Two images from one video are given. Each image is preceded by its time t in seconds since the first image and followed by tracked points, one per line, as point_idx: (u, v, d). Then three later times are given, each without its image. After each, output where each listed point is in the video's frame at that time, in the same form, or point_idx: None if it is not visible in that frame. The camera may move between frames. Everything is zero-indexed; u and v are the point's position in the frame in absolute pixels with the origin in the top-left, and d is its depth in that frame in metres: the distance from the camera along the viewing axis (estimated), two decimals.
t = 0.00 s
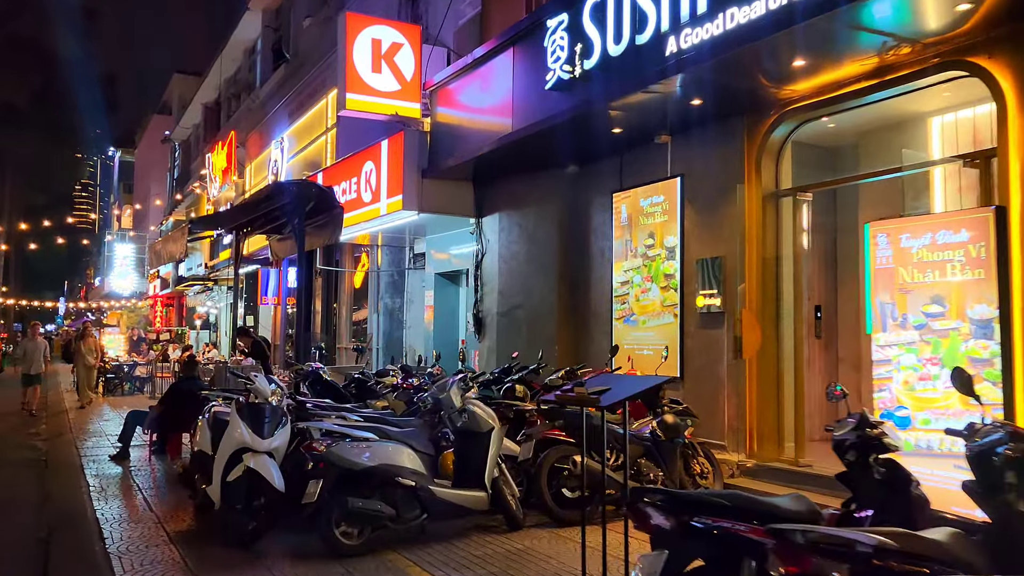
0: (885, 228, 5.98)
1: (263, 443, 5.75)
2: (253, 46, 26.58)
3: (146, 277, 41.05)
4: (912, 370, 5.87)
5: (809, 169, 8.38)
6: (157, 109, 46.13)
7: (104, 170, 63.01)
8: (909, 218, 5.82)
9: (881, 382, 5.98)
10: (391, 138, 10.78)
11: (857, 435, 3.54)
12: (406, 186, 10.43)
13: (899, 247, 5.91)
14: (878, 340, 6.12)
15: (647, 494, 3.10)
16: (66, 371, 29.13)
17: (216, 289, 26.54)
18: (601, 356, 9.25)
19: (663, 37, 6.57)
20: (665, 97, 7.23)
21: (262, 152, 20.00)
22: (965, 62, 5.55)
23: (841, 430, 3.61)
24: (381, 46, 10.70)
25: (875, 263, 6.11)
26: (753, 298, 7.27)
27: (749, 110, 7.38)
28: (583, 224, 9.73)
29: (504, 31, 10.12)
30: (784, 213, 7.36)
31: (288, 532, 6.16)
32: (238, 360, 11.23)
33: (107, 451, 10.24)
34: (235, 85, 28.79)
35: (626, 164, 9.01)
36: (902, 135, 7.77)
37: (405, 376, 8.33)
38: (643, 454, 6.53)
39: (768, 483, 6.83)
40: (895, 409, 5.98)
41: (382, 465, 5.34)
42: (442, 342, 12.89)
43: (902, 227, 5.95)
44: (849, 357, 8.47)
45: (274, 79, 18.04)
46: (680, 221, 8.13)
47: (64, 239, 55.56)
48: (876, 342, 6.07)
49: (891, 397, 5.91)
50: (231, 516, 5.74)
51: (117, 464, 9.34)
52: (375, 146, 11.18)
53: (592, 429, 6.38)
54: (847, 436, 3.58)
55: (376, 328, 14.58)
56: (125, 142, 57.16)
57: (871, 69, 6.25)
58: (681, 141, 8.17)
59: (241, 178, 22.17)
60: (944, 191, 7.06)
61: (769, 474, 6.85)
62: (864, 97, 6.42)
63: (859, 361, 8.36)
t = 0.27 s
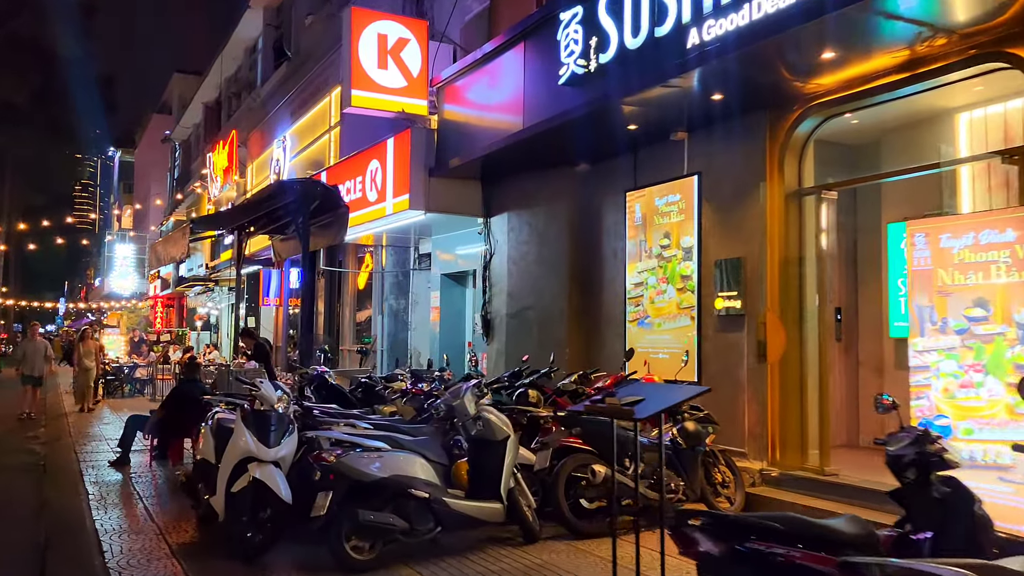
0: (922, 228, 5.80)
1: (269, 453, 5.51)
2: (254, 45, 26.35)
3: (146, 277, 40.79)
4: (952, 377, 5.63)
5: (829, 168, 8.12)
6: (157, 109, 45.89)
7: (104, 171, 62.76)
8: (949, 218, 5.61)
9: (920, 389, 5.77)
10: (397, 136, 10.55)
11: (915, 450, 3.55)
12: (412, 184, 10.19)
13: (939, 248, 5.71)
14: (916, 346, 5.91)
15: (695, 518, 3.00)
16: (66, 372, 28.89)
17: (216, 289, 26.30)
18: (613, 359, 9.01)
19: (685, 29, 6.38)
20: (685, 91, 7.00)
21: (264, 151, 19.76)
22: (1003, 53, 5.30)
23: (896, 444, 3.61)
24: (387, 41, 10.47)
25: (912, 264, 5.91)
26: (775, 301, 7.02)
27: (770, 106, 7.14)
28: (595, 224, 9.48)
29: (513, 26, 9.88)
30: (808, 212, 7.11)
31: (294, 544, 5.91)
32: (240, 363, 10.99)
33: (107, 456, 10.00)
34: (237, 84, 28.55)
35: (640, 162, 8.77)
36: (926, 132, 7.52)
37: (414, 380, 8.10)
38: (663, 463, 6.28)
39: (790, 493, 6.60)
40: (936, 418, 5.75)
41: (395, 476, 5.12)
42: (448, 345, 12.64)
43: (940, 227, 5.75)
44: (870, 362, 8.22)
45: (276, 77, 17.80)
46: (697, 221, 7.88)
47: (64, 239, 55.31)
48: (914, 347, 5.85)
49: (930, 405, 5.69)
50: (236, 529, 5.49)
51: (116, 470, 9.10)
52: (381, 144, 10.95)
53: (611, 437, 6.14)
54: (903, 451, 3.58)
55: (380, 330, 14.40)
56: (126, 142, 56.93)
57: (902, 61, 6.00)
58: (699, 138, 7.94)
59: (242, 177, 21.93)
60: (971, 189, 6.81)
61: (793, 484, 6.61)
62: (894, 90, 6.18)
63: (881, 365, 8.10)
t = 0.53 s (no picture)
0: (969, 218, 5.74)
1: (286, 452, 5.31)
2: (259, 41, 26.16)
3: (149, 276, 40.61)
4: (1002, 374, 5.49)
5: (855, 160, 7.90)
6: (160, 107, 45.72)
7: (107, 169, 62.60)
8: (998, 207, 5.55)
9: (967, 386, 5.61)
10: (409, 128, 10.35)
11: (988, 450, 3.51)
12: (425, 178, 9.98)
13: (988, 237, 5.64)
14: (961, 341, 5.77)
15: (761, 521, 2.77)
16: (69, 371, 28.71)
17: (221, 287, 26.11)
18: (632, 356, 8.79)
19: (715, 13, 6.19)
20: (711, 79, 6.81)
21: (269, 147, 19.56)
22: None
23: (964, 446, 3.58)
24: (399, 31, 10.28)
25: (958, 255, 5.84)
26: (804, 295, 6.81)
27: (799, 94, 6.92)
28: (612, 218, 9.27)
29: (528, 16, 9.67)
30: (838, 204, 6.89)
31: (310, 546, 5.71)
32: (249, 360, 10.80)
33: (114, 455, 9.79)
34: (241, 81, 28.35)
35: (660, 153, 8.56)
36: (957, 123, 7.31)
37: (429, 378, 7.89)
38: (692, 462, 6.06)
39: (821, 493, 6.39)
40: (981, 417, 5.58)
41: (418, 476, 4.91)
42: (459, 342, 12.44)
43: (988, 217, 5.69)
44: (897, 359, 8.00)
45: (282, 72, 17.61)
46: (721, 213, 7.66)
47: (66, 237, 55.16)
48: (960, 342, 5.72)
49: (978, 402, 5.52)
50: (252, 531, 5.28)
51: (124, 469, 8.90)
52: (392, 138, 10.74)
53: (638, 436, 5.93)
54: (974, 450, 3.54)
55: (389, 327, 14.17)
56: (128, 141, 56.78)
57: (941, 46, 5.78)
58: (722, 129, 7.73)
59: (247, 174, 21.74)
60: (1007, 181, 6.59)
61: (823, 484, 6.40)
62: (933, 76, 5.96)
63: (908, 362, 7.88)
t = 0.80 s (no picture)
0: None
1: (308, 459, 5.10)
2: (266, 38, 25.95)
3: (155, 275, 40.51)
4: None
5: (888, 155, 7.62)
6: (165, 105, 45.58)
7: (111, 168, 62.52)
8: None
9: None
10: (425, 124, 10.14)
11: None
12: (441, 175, 9.76)
13: None
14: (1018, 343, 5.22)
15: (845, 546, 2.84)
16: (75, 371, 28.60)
17: (228, 286, 25.93)
18: (655, 357, 8.57)
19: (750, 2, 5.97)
20: (743, 71, 6.59)
21: (278, 145, 19.36)
22: None
23: None
24: (415, 25, 10.07)
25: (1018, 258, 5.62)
26: (840, 295, 6.58)
27: (835, 86, 6.69)
28: (634, 216, 9.04)
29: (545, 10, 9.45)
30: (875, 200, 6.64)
31: (332, 556, 5.51)
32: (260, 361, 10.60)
33: (125, 458, 9.59)
34: (248, 78, 28.15)
35: (685, 149, 8.34)
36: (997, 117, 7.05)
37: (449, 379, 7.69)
38: (726, 469, 5.84)
39: (859, 500, 6.17)
40: None
41: (446, 485, 4.70)
42: (473, 342, 12.22)
43: None
44: (930, 361, 7.72)
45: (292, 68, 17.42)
46: (750, 211, 7.43)
47: (72, 236, 55.12)
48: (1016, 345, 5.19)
49: None
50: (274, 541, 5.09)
51: (134, 473, 8.71)
52: (407, 134, 10.54)
53: (671, 442, 5.71)
54: None
55: (401, 327, 13.97)
56: (133, 140, 56.70)
57: (990, 35, 5.53)
58: (751, 123, 7.50)
59: (255, 172, 21.55)
60: None
61: (861, 490, 6.18)
62: (980, 66, 5.72)
63: (944, 365, 7.61)
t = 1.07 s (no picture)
0: None
1: (328, 463, 4.93)
2: (274, 34, 25.78)
3: (163, 273, 40.44)
4: None
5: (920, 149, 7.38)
6: (172, 102, 45.48)
7: (118, 166, 62.50)
8: None
9: None
10: (440, 119, 9.95)
11: None
12: (457, 170, 9.58)
13: None
14: None
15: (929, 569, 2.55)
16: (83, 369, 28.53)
17: (236, 284, 25.80)
18: (677, 356, 8.38)
19: None
20: (774, 62, 6.39)
21: (287, 141, 19.18)
22: None
23: None
24: (430, 18, 9.92)
25: None
26: (874, 293, 6.36)
27: (868, 78, 6.47)
28: (655, 212, 8.83)
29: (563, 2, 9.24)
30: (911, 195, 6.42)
31: (352, 563, 5.34)
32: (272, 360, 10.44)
33: (136, 459, 9.43)
34: (256, 75, 27.99)
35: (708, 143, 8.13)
36: None
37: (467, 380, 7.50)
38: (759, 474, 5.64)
39: (895, 506, 5.98)
40: None
41: (474, 491, 4.53)
42: (487, 340, 12.05)
43: None
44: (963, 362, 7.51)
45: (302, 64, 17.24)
46: (778, 206, 7.23)
47: (79, 234, 55.15)
48: None
49: None
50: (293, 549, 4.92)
51: (145, 474, 8.55)
52: (421, 129, 10.36)
53: (702, 446, 5.51)
54: None
55: (413, 325, 13.82)
56: (140, 137, 56.67)
57: None
58: (779, 116, 7.29)
59: (264, 169, 21.40)
60: None
61: (897, 495, 5.98)
62: None
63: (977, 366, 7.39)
